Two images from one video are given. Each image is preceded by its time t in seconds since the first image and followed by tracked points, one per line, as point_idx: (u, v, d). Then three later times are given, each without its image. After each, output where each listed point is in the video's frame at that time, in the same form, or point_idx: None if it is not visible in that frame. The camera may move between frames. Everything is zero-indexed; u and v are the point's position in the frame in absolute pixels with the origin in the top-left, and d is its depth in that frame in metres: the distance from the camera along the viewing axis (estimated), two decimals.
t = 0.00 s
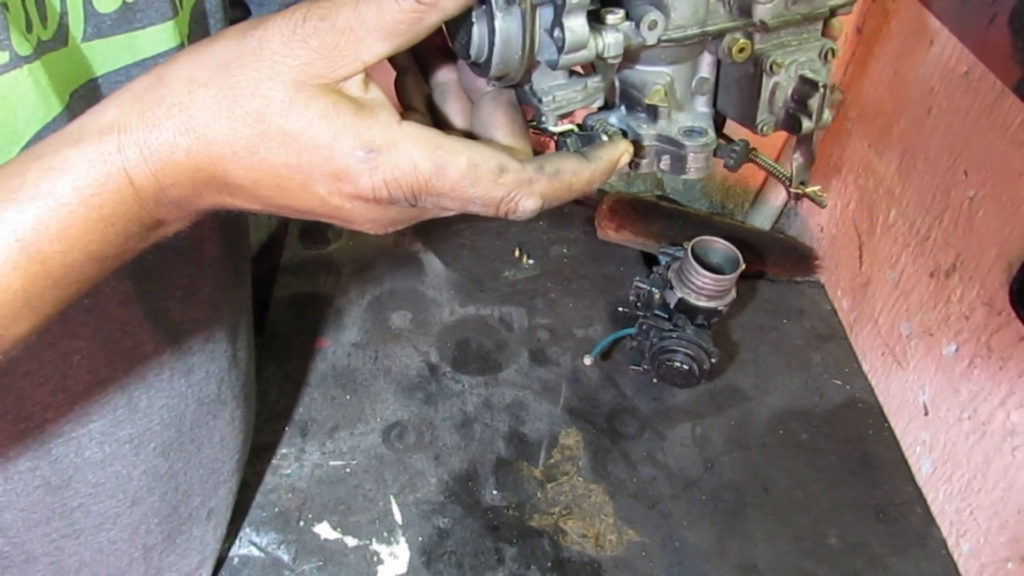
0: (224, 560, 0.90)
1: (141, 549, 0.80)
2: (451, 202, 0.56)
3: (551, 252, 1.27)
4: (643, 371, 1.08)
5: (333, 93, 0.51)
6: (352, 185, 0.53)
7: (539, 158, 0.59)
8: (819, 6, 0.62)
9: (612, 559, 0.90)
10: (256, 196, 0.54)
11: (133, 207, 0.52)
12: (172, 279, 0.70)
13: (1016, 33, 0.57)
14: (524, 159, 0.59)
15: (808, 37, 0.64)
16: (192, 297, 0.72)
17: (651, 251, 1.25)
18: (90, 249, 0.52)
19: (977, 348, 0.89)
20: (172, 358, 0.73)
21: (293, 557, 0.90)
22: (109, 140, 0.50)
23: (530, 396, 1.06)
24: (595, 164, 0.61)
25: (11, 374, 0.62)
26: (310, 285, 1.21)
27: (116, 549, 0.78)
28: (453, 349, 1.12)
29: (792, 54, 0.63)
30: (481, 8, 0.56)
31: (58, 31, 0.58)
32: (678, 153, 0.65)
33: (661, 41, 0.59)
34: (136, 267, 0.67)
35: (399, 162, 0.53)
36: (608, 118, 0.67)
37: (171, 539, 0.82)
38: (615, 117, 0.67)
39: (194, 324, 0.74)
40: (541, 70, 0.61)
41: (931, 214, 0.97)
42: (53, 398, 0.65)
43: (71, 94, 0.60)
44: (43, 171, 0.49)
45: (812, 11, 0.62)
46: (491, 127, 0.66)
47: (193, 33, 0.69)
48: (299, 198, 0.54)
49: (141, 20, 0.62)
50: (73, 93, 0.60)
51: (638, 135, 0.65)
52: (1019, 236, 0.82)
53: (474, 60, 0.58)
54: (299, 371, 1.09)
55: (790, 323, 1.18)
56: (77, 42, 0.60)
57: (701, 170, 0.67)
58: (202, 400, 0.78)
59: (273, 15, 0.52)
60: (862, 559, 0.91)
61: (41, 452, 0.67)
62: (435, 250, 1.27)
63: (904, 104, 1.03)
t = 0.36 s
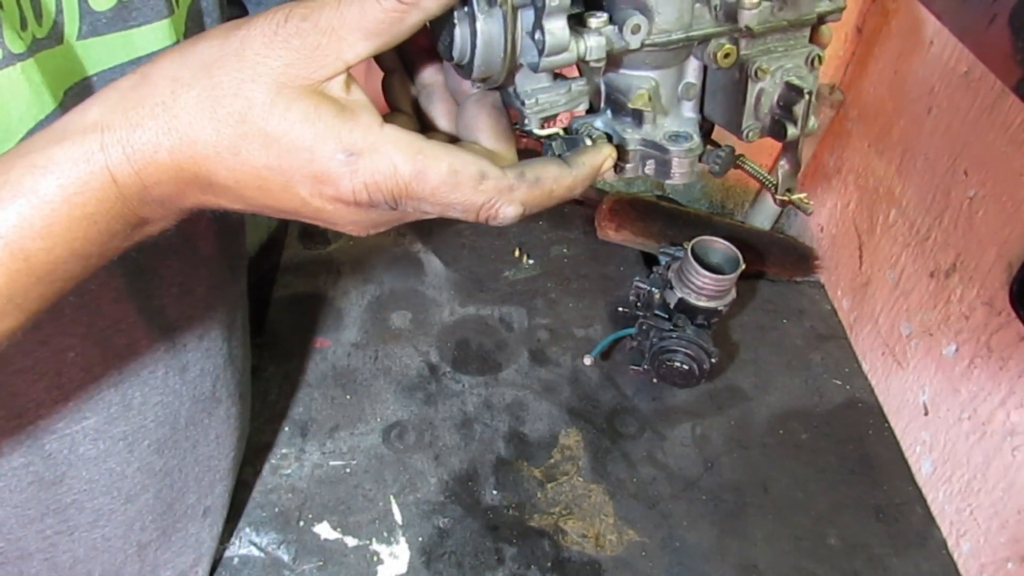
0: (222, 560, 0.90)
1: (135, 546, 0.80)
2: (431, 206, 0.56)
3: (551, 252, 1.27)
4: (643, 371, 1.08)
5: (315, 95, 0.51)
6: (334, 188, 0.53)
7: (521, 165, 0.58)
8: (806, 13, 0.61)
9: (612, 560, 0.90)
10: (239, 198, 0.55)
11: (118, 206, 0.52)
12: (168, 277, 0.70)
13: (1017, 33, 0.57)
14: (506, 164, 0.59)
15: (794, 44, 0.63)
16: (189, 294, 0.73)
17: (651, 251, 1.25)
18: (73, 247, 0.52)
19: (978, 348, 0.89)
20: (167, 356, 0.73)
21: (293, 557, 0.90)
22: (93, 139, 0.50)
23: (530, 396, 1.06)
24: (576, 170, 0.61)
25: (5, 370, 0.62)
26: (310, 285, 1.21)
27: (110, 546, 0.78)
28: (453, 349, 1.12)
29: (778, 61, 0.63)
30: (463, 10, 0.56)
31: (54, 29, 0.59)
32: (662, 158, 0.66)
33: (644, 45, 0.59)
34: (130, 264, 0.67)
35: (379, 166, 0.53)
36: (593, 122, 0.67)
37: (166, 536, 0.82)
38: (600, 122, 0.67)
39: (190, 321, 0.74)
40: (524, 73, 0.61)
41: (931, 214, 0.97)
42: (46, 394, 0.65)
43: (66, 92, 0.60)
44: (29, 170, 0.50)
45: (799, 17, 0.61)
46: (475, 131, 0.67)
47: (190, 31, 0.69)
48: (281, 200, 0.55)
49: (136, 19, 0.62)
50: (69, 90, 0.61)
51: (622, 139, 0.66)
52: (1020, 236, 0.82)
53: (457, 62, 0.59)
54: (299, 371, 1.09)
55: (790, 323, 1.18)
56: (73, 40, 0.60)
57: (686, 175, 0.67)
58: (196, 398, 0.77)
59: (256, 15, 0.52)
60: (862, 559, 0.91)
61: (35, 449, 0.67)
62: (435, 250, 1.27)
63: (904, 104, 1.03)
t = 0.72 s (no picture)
0: (221, 560, 0.90)
1: (135, 543, 0.80)
2: (424, 214, 0.57)
3: (551, 252, 1.27)
4: (643, 371, 1.08)
5: (310, 102, 0.52)
6: (328, 194, 0.54)
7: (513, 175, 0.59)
8: (797, 21, 0.61)
9: (612, 560, 0.90)
10: (234, 202, 0.55)
11: (113, 208, 0.52)
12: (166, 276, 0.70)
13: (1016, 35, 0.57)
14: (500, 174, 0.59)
15: (785, 52, 0.63)
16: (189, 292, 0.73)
17: (651, 251, 1.25)
18: (68, 248, 0.52)
19: (977, 349, 0.89)
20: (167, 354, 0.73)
21: (293, 557, 0.90)
22: (89, 142, 0.50)
23: (530, 396, 1.06)
24: (569, 180, 0.61)
25: (4, 368, 0.62)
26: (310, 285, 1.21)
27: (109, 544, 0.78)
28: (453, 349, 1.12)
29: (768, 69, 0.62)
30: (457, 16, 0.57)
31: (54, 28, 0.59)
32: (654, 164, 0.64)
33: (637, 53, 0.59)
34: (129, 263, 0.67)
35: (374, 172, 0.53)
36: (586, 128, 0.65)
37: (165, 533, 0.82)
38: (592, 128, 0.65)
39: (189, 319, 0.74)
40: (517, 79, 0.61)
41: (931, 214, 0.97)
42: (46, 392, 0.65)
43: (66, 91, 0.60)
44: (25, 172, 0.50)
45: (790, 25, 0.61)
46: (469, 135, 0.66)
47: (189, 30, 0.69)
48: (276, 204, 0.55)
49: (136, 18, 0.62)
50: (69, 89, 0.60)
51: (615, 146, 0.64)
52: (1020, 237, 0.82)
53: (451, 67, 0.59)
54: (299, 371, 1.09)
55: (790, 323, 1.18)
56: (72, 38, 0.60)
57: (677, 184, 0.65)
58: (195, 395, 0.77)
59: (251, 22, 0.52)
60: (862, 559, 0.91)
61: (34, 446, 0.67)
62: (434, 250, 1.26)
63: (904, 104, 1.03)
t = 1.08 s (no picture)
0: (222, 560, 0.90)
1: (140, 540, 0.80)
2: (413, 252, 0.58)
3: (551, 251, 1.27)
4: (643, 371, 1.08)
5: (309, 135, 0.52)
6: (325, 223, 0.55)
7: (502, 227, 0.60)
8: (780, 38, 0.59)
9: (612, 560, 0.90)
10: (230, 225, 0.55)
11: (108, 229, 0.53)
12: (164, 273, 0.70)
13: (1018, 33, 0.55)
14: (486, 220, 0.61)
15: (768, 69, 0.61)
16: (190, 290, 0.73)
17: (651, 251, 1.25)
18: (63, 267, 0.53)
19: (978, 348, 0.89)
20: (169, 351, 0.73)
21: (293, 557, 0.90)
22: (84, 164, 0.50)
23: (530, 396, 1.06)
24: (552, 241, 0.64)
25: (7, 366, 0.62)
26: (311, 285, 1.21)
27: (115, 540, 0.78)
28: (453, 349, 1.12)
29: (751, 85, 0.61)
30: (443, 31, 0.57)
31: (55, 28, 0.59)
32: (637, 178, 0.63)
33: (621, 68, 0.58)
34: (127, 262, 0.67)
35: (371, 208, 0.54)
36: (570, 141, 0.65)
37: (170, 530, 0.82)
38: (576, 141, 0.65)
39: (191, 316, 0.74)
40: (502, 92, 0.61)
41: (931, 213, 0.97)
42: (50, 391, 0.65)
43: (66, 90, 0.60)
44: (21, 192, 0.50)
45: (773, 42, 0.59)
46: (454, 152, 0.67)
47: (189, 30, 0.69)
48: (272, 229, 0.56)
49: (136, 16, 0.62)
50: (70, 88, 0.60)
51: (598, 159, 0.63)
52: (1020, 237, 0.82)
53: (437, 79, 0.59)
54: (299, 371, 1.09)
55: (790, 323, 1.18)
56: (73, 37, 0.60)
57: (661, 197, 0.64)
58: (197, 392, 0.77)
59: (250, 46, 0.52)
60: (862, 559, 0.91)
61: (38, 444, 0.67)
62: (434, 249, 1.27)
63: (904, 103, 1.03)
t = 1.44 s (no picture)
0: (221, 560, 0.90)
1: (137, 541, 0.80)
2: (409, 263, 0.59)
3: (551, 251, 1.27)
4: (643, 371, 1.08)
5: (308, 156, 0.52)
6: (323, 239, 0.56)
7: (498, 239, 0.62)
8: (767, 51, 0.59)
9: (612, 560, 0.90)
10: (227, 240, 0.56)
11: (106, 246, 0.53)
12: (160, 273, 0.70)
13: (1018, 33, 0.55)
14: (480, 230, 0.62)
15: (757, 79, 0.61)
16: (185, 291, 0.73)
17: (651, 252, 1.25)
18: (62, 284, 0.53)
19: (977, 348, 0.89)
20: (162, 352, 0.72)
21: (293, 557, 0.90)
22: (79, 187, 0.50)
23: (530, 396, 1.06)
24: (544, 255, 0.65)
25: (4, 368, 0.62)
26: (310, 285, 1.21)
27: (111, 541, 0.78)
28: (453, 349, 1.12)
29: (739, 97, 0.60)
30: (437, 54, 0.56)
31: (46, 29, 0.59)
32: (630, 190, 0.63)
33: (612, 86, 0.58)
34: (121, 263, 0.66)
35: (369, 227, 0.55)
36: (564, 153, 0.65)
37: (166, 530, 0.82)
38: (570, 154, 0.65)
39: (186, 317, 0.74)
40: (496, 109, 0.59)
41: (931, 214, 0.97)
42: (45, 392, 0.65)
43: (55, 92, 0.60)
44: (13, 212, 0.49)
45: (761, 55, 0.59)
46: (452, 169, 0.69)
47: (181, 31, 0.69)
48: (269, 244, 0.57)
49: (128, 16, 0.62)
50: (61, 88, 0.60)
51: (591, 171, 0.63)
52: (1020, 237, 0.82)
53: (434, 101, 0.58)
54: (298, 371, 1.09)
55: (790, 323, 1.18)
56: (66, 37, 0.60)
57: (655, 210, 0.64)
58: (193, 393, 0.77)
59: (244, 66, 0.51)
60: (862, 559, 0.91)
61: (33, 445, 0.67)
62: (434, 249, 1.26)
63: (904, 103, 1.03)
